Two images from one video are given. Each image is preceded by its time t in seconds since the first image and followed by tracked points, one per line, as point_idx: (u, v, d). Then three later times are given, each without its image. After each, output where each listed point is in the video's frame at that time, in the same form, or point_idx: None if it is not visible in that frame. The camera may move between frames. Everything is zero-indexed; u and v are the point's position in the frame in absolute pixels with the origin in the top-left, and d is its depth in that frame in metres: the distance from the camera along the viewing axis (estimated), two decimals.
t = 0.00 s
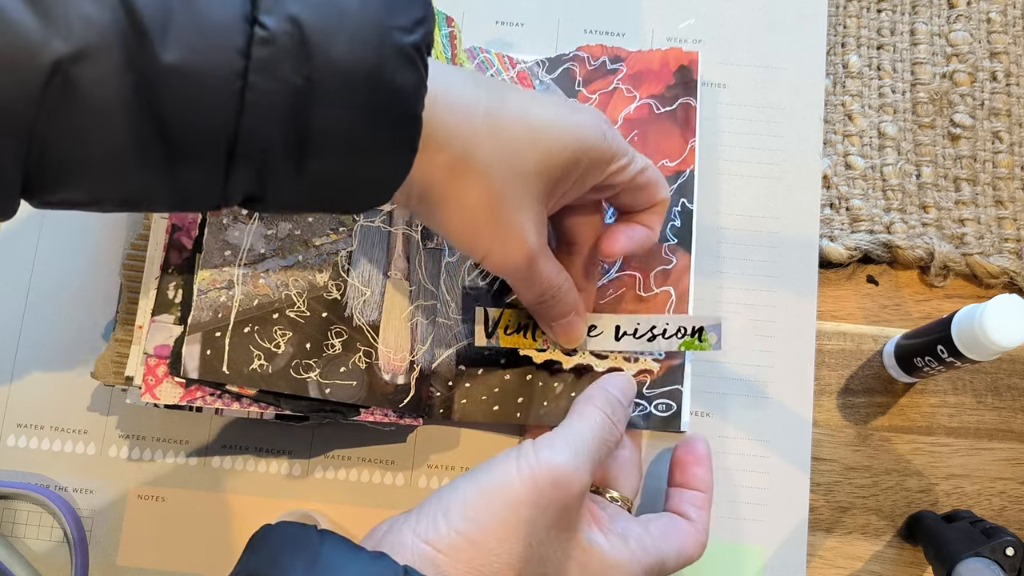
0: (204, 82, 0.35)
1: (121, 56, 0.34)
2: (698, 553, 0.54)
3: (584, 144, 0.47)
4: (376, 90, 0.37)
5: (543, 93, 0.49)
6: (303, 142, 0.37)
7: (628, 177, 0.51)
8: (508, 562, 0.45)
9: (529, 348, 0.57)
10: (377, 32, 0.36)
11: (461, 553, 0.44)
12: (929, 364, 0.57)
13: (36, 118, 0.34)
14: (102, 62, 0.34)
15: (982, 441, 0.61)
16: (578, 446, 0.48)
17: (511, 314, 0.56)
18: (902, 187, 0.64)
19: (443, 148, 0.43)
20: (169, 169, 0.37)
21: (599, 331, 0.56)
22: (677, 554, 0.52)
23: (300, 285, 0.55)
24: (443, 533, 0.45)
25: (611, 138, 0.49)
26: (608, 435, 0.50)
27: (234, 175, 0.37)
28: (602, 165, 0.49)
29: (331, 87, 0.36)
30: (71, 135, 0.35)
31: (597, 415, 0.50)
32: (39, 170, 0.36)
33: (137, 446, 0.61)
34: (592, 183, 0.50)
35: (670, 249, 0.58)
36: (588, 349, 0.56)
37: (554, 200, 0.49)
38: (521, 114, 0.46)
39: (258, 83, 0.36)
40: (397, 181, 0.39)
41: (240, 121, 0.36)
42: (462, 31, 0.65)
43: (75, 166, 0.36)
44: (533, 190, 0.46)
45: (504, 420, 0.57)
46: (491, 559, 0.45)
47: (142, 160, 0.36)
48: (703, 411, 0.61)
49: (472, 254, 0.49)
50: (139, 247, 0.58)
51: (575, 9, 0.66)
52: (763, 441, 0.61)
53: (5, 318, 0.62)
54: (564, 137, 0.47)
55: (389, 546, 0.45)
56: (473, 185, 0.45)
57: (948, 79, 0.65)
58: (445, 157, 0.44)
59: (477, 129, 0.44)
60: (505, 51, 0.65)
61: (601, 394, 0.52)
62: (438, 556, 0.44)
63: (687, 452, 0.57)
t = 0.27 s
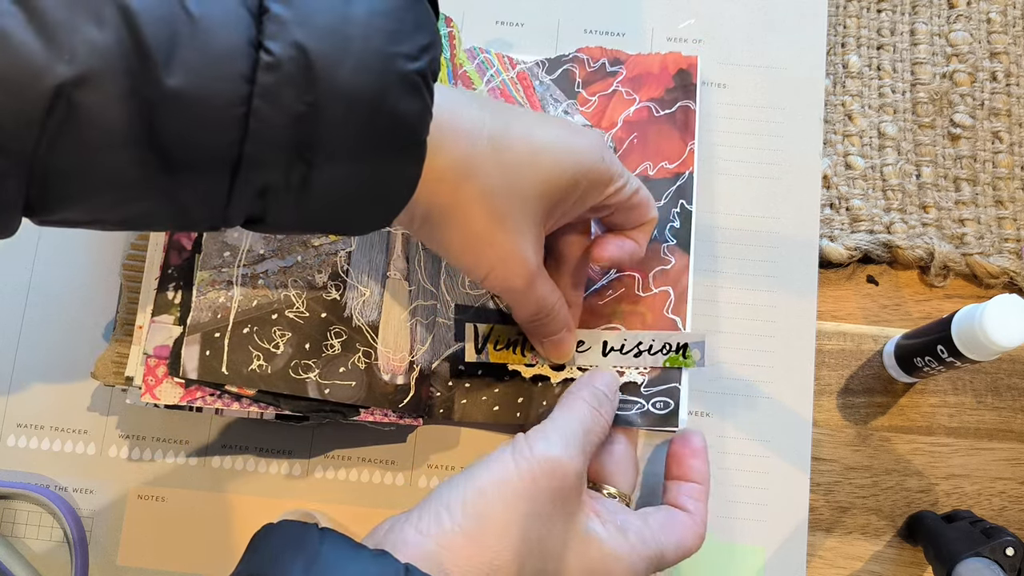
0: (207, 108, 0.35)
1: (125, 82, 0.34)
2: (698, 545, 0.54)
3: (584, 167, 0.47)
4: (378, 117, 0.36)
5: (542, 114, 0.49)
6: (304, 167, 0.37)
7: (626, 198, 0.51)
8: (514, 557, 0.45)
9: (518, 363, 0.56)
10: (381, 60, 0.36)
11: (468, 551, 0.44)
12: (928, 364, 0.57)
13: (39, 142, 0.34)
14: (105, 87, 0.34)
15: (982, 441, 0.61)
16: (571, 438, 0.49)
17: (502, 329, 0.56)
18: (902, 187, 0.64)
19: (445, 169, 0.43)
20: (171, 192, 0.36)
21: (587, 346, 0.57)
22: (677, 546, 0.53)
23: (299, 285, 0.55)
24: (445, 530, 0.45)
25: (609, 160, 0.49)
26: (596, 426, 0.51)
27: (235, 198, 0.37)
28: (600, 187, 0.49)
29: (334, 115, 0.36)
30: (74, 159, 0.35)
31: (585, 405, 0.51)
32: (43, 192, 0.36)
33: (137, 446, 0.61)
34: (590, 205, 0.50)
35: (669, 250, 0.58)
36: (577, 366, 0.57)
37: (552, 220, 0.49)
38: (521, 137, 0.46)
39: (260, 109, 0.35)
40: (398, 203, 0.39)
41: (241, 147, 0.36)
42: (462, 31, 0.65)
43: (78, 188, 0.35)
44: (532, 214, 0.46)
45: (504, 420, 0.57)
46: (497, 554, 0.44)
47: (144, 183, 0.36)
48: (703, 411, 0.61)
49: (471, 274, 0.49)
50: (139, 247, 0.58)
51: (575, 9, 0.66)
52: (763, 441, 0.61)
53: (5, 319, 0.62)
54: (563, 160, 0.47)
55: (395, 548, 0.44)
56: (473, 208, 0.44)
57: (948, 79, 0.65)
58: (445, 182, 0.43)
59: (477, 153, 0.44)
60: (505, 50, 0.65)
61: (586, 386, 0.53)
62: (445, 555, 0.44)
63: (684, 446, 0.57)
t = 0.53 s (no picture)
0: (213, 106, 0.35)
1: (131, 80, 0.34)
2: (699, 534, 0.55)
3: (585, 169, 0.47)
4: (383, 116, 0.36)
5: (545, 116, 0.49)
6: (308, 167, 0.36)
7: (626, 201, 0.51)
8: (518, 554, 0.45)
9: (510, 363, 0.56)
10: (387, 59, 0.36)
11: (473, 548, 0.44)
12: (929, 364, 0.57)
13: (44, 141, 0.34)
14: (110, 85, 0.34)
15: (982, 441, 0.61)
16: (569, 433, 0.49)
17: (496, 327, 0.56)
18: (902, 187, 0.64)
19: (445, 168, 0.43)
20: (176, 190, 0.36)
21: (579, 348, 0.57)
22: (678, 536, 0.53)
23: (300, 284, 0.55)
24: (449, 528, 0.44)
25: (610, 163, 0.49)
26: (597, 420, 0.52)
27: (239, 197, 0.37)
28: (600, 190, 0.49)
29: (338, 115, 0.36)
30: (79, 157, 0.34)
31: (581, 400, 0.51)
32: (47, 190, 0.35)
33: (137, 446, 0.61)
34: (590, 207, 0.50)
35: (669, 250, 0.58)
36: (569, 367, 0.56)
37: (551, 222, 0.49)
38: (523, 138, 0.46)
39: (266, 108, 0.35)
40: (403, 203, 0.39)
41: (246, 146, 0.36)
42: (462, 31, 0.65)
43: (82, 186, 0.35)
44: (533, 214, 0.46)
45: (504, 421, 0.57)
46: (502, 551, 0.44)
47: (149, 181, 0.36)
48: (702, 411, 0.61)
49: (470, 273, 0.49)
50: (139, 247, 0.58)
51: (576, 9, 0.66)
52: (762, 441, 0.61)
53: (4, 319, 0.62)
54: (565, 162, 0.47)
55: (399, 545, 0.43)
56: (473, 207, 0.44)
57: (948, 79, 0.65)
58: (446, 181, 0.43)
59: (479, 153, 0.44)
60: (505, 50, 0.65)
61: (579, 379, 0.53)
62: (450, 552, 0.43)
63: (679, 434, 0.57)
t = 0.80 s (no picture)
0: (217, 102, 0.34)
1: (135, 76, 0.33)
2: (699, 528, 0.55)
3: (587, 169, 0.47)
4: (387, 113, 0.36)
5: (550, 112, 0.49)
6: (312, 163, 0.36)
7: (626, 201, 0.51)
8: (522, 552, 0.45)
9: (507, 358, 0.56)
10: (390, 54, 0.36)
11: (478, 546, 0.44)
12: (929, 364, 0.57)
13: (46, 140, 0.33)
14: (115, 83, 0.33)
15: (982, 441, 0.61)
16: (571, 433, 0.49)
17: (493, 323, 0.56)
18: (902, 187, 0.64)
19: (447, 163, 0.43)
20: (180, 187, 0.36)
21: (575, 345, 0.57)
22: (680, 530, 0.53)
23: (300, 284, 0.55)
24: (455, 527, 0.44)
25: (611, 164, 0.49)
26: (598, 420, 0.52)
27: (243, 194, 0.37)
28: (600, 190, 0.49)
29: (342, 111, 0.36)
30: (83, 155, 0.34)
31: (582, 400, 0.52)
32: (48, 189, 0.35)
33: (137, 446, 0.61)
34: (587, 207, 0.50)
35: (669, 250, 0.58)
36: (566, 364, 0.56)
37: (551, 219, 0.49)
38: (527, 135, 0.45)
39: (270, 104, 0.35)
40: (407, 199, 0.39)
41: (250, 143, 0.35)
42: (462, 31, 0.65)
43: (85, 185, 0.35)
44: (533, 213, 0.46)
45: (504, 421, 0.56)
46: (506, 548, 0.44)
47: (152, 178, 0.35)
48: (702, 411, 0.61)
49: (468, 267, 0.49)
50: (139, 247, 0.58)
51: (576, 9, 0.66)
52: (762, 441, 0.61)
53: (5, 319, 0.62)
54: (567, 162, 0.46)
55: (403, 544, 0.43)
56: (474, 204, 0.44)
57: (948, 79, 0.65)
58: (448, 177, 0.43)
59: (481, 150, 0.44)
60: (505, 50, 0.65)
61: (581, 379, 0.53)
62: (455, 550, 0.43)
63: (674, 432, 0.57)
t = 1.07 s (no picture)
0: (223, 93, 0.34)
1: (141, 68, 0.33)
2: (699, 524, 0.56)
3: (589, 167, 0.47)
4: (392, 105, 0.36)
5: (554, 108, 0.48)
6: (317, 156, 0.36)
7: (627, 199, 0.51)
8: (524, 551, 0.45)
9: (505, 357, 0.56)
10: (396, 47, 0.36)
11: (479, 545, 0.44)
12: (928, 364, 0.57)
13: (52, 132, 0.33)
14: (121, 74, 0.33)
15: (982, 441, 0.61)
16: (572, 432, 0.49)
17: (493, 321, 0.56)
18: (902, 187, 0.64)
19: (451, 159, 0.42)
20: (185, 181, 0.36)
21: (573, 344, 0.57)
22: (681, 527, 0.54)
23: (301, 283, 0.55)
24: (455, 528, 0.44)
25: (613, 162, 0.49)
26: (598, 419, 0.52)
27: (248, 188, 0.37)
28: (601, 188, 0.49)
29: (347, 104, 0.36)
30: (88, 147, 0.34)
31: (582, 400, 0.52)
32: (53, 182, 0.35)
33: (137, 446, 0.61)
34: (587, 206, 0.50)
35: (669, 251, 0.58)
36: (565, 363, 0.57)
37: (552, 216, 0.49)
38: (532, 131, 0.45)
39: (275, 97, 0.35)
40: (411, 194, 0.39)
41: (255, 135, 0.35)
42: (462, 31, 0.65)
43: (91, 178, 0.35)
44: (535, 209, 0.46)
45: (504, 421, 0.56)
46: (508, 548, 0.44)
47: (157, 171, 0.35)
48: (702, 411, 0.61)
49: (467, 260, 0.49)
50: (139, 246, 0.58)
51: (576, 9, 0.66)
52: (762, 441, 0.61)
53: (5, 318, 0.62)
54: (570, 159, 0.46)
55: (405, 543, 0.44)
56: (477, 198, 0.44)
57: (948, 79, 0.65)
58: (452, 171, 0.43)
59: (487, 144, 0.43)
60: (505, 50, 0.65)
61: (581, 379, 0.53)
62: (457, 549, 0.43)
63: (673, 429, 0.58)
